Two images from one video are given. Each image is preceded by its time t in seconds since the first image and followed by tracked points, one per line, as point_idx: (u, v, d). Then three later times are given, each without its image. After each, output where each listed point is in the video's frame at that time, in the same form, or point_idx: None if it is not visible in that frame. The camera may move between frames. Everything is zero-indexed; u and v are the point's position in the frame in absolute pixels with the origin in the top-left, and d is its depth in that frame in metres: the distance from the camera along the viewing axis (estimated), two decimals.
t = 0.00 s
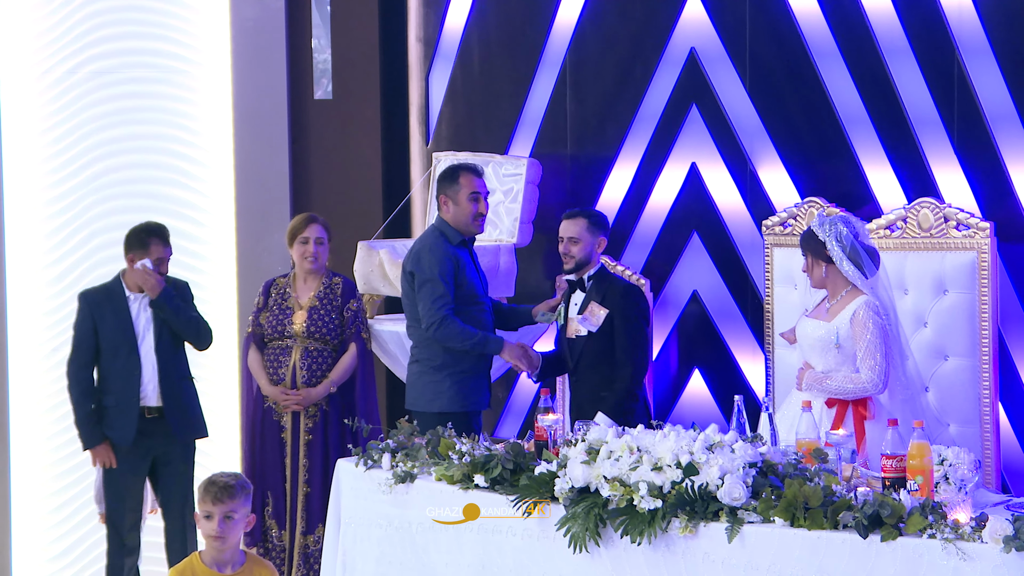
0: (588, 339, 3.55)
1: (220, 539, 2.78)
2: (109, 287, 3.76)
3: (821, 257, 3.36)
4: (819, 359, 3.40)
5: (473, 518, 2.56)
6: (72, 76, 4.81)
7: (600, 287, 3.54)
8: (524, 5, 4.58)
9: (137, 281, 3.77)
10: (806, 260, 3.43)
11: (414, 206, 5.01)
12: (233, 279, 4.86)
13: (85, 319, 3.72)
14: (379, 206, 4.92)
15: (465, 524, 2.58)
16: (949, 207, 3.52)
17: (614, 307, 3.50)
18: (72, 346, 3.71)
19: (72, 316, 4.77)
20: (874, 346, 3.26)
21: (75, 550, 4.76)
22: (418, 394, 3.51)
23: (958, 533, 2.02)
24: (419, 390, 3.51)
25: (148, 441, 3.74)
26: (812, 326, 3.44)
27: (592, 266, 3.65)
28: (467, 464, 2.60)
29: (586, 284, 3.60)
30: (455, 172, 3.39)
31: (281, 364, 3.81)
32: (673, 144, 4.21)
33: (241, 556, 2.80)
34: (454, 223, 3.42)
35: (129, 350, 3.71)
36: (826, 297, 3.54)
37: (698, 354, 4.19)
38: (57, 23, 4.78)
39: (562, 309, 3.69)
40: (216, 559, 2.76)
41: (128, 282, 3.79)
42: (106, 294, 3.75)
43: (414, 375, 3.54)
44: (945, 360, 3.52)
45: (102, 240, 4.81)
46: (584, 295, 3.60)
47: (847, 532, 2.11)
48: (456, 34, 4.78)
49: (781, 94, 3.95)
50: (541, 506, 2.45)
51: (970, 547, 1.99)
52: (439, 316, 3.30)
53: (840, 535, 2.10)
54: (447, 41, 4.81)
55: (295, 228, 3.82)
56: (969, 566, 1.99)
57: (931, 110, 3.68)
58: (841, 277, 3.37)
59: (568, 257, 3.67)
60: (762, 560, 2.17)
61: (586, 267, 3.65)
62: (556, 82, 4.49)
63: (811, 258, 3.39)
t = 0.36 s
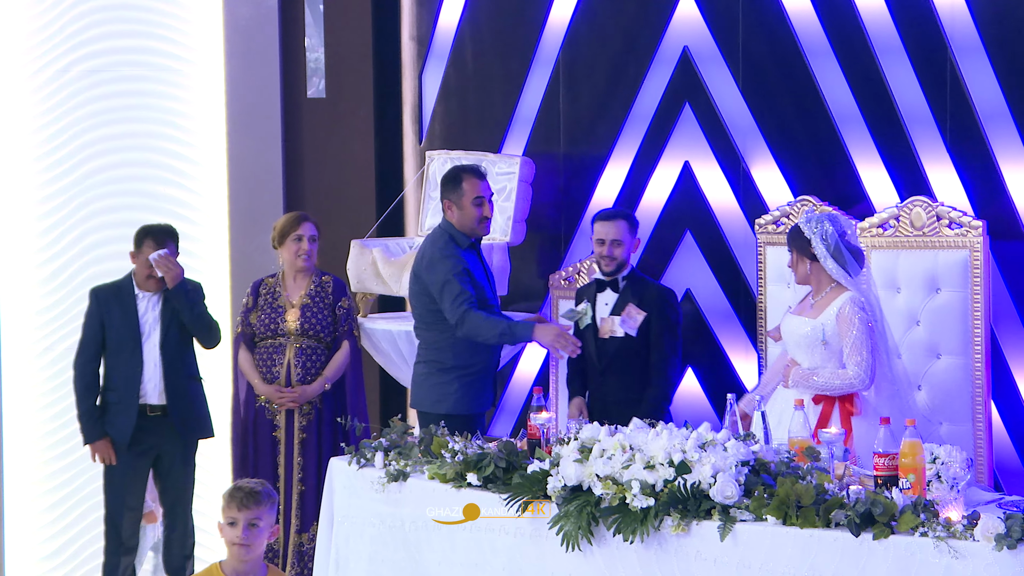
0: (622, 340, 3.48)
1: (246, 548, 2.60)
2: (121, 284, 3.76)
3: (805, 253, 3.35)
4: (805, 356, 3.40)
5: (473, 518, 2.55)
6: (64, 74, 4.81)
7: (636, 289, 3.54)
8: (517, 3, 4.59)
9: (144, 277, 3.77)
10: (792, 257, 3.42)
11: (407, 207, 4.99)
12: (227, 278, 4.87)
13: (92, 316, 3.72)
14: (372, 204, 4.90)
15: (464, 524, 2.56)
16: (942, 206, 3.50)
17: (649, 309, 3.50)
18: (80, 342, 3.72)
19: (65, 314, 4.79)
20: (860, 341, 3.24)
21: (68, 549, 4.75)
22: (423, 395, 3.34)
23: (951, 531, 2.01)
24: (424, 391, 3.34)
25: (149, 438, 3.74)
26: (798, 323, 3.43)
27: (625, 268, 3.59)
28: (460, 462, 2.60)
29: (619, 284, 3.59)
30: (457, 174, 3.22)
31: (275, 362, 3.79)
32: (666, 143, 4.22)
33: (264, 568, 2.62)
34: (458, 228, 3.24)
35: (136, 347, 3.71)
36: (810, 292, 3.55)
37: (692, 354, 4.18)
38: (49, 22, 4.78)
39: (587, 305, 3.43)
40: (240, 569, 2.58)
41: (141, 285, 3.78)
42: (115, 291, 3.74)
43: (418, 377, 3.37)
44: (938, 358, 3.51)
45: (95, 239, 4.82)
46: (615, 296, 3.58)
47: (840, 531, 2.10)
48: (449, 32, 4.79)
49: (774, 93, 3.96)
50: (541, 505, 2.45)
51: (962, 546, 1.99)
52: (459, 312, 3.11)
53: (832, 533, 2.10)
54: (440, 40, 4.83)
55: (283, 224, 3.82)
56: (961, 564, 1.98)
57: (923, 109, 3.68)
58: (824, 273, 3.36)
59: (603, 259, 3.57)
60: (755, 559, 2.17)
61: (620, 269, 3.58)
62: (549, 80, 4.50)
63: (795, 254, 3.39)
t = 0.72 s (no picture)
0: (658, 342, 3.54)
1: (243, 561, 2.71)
2: (121, 282, 3.76)
3: (769, 246, 3.33)
4: (772, 352, 3.35)
5: (474, 518, 2.53)
6: (57, 74, 4.84)
7: (674, 292, 3.59)
8: (509, 3, 4.59)
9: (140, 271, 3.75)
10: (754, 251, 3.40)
11: (401, 204, 5.04)
12: (220, 277, 4.90)
13: (91, 312, 3.74)
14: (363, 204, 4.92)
15: (465, 524, 2.54)
16: (934, 205, 3.50)
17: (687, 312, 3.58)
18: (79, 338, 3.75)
19: (58, 313, 4.83)
20: (824, 334, 3.20)
21: (60, 549, 4.75)
22: (430, 396, 3.24)
23: (942, 530, 2.02)
24: (432, 393, 3.24)
25: (140, 438, 3.72)
26: (763, 319, 3.38)
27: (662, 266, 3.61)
28: (452, 462, 2.60)
29: (657, 284, 3.63)
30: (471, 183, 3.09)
31: (269, 361, 3.78)
32: (659, 142, 4.23)
33: None
34: (476, 238, 3.13)
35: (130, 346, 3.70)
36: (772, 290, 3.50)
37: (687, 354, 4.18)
38: (42, 22, 4.81)
39: (622, 302, 3.15)
40: None
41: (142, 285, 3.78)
42: (116, 289, 3.75)
43: (423, 378, 3.27)
44: (930, 357, 3.51)
45: (87, 238, 4.83)
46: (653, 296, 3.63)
47: (832, 530, 2.09)
48: (442, 32, 4.80)
49: (765, 93, 3.96)
50: (540, 505, 2.43)
51: (953, 545, 1.99)
52: (510, 311, 3.01)
53: (824, 532, 2.10)
54: (433, 39, 4.84)
55: (274, 224, 3.81)
56: (952, 563, 1.99)
57: (916, 108, 3.68)
58: (788, 267, 3.34)
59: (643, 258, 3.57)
60: (746, 558, 2.17)
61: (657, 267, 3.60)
62: (542, 80, 4.51)
63: (759, 247, 3.36)
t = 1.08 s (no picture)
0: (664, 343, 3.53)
1: None
2: (111, 283, 3.77)
3: (725, 245, 3.31)
4: (734, 349, 3.30)
5: (474, 518, 2.51)
6: (49, 75, 4.86)
7: (681, 293, 3.58)
8: (502, 4, 4.60)
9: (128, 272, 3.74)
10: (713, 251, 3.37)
11: (394, 205, 5.04)
12: (212, 277, 4.91)
13: (82, 313, 3.75)
14: (355, 206, 4.91)
15: (465, 524, 2.52)
16: (926, 206, 3.49)
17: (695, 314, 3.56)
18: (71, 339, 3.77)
19: (51, 313, 4.83)
20: (784, 323, 3.20)
21: (52, 551, 4.73)
22: (423, 399, 3.23)
23: (934, 532, 2.02)
24: (424, 396, 3.23)
25: (131, 440, 3.72)
26: (721, 316, 3.34)
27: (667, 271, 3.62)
28: (444, 463, 2.59)
29: (662, 285, 3.61)
30: (474, 194, 3.08)
31: (262, 362, 3.78)
32: (651, 143, 4.23)
33: None
34: (478, 249, 3.13)
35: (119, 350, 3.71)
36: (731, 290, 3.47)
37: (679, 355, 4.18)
38: (36, 22, 4.84)
39: (625, 303, 3.48)
40: None
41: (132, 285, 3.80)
42: (106, 291, 3.76)
43: (415, 381, 3.25)
44: (922, 359, 3.50)
45: (80, 239, 4.84)
46: (659, 297, 3.61)
47: (824, 532, 2.09)
48: (434, 33, 4.80)
49: (758, 94, 3.97)
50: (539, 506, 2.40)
51: (945, 546, 1.99)
52: (518, 315, 3.05)
53: (816, 534, 2.09)
54: (426, 40, 4.84)
55: (267, 226, 3.81)
56: (944, 565, 1.98)
57: (908, 109, 3.68)
58: (744, 264, 3.33)
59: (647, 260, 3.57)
60: (738, 559, 2.16)
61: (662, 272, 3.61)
62: (535, 80, 4.51)
63: (715, 246, 3.35)
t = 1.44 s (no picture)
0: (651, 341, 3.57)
1: None
2: (96, 283, 3.76)
3: (715, 246, 3.33)
4: (723, 346, 3.31)
5: (474, 518, 2.49)
6: (42, 75, 4.86)
7: (666, 290, 3.61)
8: (494, 4, 4.61)
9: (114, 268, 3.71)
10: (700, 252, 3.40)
11: (386, 206, 5.03)
12: (205, 277, 4.92)
13: (68, 314, 3.74)
14: (350, 204, 4.90)
15: (465, 524, 2.50)
16: (918, 206, 3.49)
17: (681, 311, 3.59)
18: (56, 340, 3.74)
19: (44, 313, 4.83)
20: (772, 318, 3.22)
21: (46, 550, 4.74)
22: (410, 399, 3.24)
23: (925, 531, 2.01)
24: (412, 395, 3.24)
25: (119, 439, 3.72)
26: (710, 313, 3.37)
27: (650, 269, 3.65)
28: (436, 463, 2.59)
29: (647, 284, 3.66)
30: (457, 190, 3.09)
31: (254, 362, 3.78)
32: (644, 143, 4.24)
33: None
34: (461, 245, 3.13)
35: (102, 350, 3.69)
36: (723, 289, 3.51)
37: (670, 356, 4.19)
38: (28, 22, 4.84)
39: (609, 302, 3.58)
40: None
41: (117, 286, 3.78)
42: (92, 291, 3.74)
43: (404, 380, 3.26)
44: (914, 358, 3.50)
45: (72, 239, 4.84)
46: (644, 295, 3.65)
47: (815, 531, 2.10)
48: (427, 33, 4.81)
49: (750, 94, 3.97)
50: (539, 506, 2.37)
51: (936, 546, 1.99)
52: (504, 311, 3.02)
53: (807, 533, 2.10)
54: (419, 40, 4.85)
55: (261, 226, 3.81)
56: (935, 564, 1.99)
57: (899, 110, 3.68)
58: (735, 265, 3.35)
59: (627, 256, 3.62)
60: (729, 558, 2.16)
61: (645, 270, 3.65)
62: (527, 80, 4.53)
63: (705, 249, 3.36)
